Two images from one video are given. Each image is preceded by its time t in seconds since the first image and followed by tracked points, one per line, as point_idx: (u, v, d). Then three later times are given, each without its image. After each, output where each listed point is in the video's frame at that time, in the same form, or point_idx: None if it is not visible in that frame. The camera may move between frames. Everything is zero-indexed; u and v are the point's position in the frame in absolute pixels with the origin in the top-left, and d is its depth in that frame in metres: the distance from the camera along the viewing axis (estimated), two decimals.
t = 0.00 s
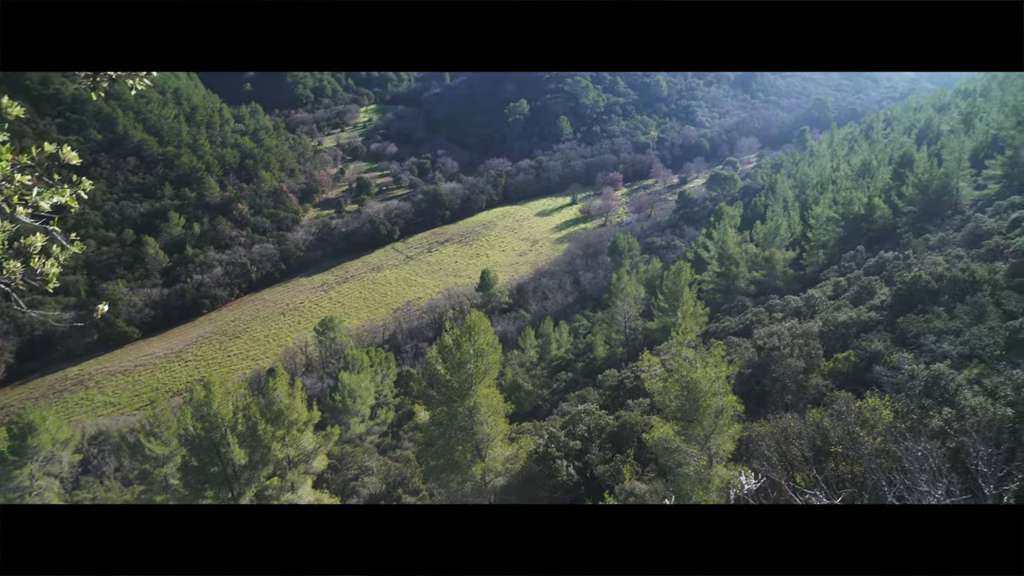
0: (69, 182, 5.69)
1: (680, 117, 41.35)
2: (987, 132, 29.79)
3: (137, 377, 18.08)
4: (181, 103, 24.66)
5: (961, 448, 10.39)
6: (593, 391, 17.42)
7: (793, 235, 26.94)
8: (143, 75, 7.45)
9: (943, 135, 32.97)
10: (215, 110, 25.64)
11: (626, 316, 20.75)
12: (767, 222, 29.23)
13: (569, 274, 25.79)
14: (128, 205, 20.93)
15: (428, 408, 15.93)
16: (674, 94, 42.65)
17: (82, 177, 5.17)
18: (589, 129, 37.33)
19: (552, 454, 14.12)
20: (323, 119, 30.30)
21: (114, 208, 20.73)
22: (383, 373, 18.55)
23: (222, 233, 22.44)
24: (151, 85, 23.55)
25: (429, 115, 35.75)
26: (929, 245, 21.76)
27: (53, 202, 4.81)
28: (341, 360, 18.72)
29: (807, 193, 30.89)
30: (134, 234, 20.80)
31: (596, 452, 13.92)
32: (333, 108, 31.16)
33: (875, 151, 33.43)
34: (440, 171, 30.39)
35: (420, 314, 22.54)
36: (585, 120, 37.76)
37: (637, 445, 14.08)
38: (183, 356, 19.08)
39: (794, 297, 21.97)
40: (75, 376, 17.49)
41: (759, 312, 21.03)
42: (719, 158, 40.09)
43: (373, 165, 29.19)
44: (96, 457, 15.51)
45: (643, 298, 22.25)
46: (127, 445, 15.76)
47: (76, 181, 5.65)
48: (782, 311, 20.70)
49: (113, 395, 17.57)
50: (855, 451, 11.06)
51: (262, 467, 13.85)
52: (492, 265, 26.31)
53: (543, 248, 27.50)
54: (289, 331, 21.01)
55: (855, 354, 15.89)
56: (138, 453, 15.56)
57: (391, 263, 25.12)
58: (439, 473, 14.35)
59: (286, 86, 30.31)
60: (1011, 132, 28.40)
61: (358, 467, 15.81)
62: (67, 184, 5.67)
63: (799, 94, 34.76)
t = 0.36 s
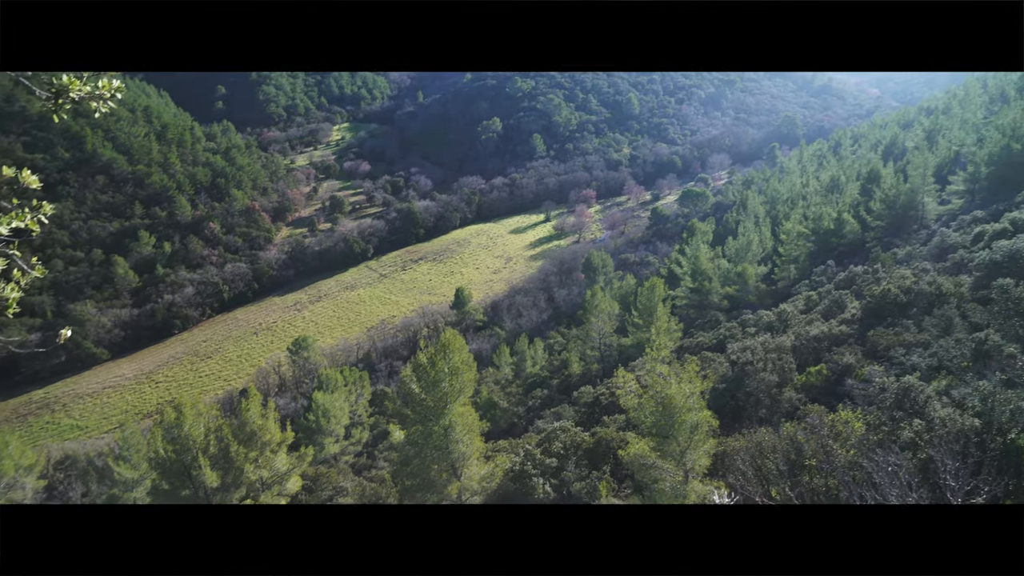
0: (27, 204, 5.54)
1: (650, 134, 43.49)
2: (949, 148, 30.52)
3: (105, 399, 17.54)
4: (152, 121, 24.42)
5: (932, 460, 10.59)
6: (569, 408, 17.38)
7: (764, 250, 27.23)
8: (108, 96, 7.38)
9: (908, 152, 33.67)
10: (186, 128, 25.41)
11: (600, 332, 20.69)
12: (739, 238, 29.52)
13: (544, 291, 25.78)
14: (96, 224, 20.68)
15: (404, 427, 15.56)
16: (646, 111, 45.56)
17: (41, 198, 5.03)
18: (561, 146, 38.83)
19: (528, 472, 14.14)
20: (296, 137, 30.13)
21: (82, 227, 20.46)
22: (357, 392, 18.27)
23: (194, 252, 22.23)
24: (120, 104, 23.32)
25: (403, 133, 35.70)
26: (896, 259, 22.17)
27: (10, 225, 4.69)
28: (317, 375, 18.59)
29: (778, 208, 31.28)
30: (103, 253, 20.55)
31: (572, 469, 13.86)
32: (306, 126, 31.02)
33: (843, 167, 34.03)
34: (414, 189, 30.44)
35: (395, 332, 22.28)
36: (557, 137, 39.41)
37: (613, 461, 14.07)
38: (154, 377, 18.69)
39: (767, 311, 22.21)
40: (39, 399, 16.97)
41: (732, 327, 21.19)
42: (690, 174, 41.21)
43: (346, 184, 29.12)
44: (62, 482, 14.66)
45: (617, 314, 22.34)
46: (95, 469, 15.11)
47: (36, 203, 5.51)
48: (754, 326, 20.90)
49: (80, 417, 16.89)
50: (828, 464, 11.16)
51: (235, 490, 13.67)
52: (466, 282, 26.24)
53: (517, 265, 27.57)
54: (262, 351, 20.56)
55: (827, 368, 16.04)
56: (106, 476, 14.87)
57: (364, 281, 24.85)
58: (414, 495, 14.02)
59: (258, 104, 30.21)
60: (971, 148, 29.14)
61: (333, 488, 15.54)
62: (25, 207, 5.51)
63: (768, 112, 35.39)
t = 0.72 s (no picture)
0: None
1: (626, 149, 43.75)
2: (918, 160, 31.10)
3: (75, 422, 17.20)
4: (124, 139, 24.22)
5: (906, 470, 10.72)
6: (548, 423, 17.32)
7: (739, 262, 27.44)
8: (71, 119, 7.39)
9: (878, 164, 34.25)
10: (158, 145, 25.21)
11: (578, 346, 20.69)
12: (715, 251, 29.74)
13: (521, 307, 25.77)
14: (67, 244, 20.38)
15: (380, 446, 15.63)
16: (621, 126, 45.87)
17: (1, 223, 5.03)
18: (537, 162, 38.78)
19: (508, 489, 13.98)
20: (270, 155, 29.88)
21: (52, 247, 20.15)
22: (335, 410, 18.07)
23: (167, 270, 21.79)
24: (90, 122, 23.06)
25: (378, 149, 35.62)
26: (869, 270, 22.46)
27: None
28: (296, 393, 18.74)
29: (752, 221, 31.57)
30: (74, 273, 20.21)
31: (551, 484, 13.82)
32: (281, 143, 30.82)
33: (815, 180, 34.50)
34: (390, 206, 30.42)
35: (372, 350, 22.07)
36: (533, 152, 39.44)
37: (593, 475, 14.02)
38: (126, 400, 18.46)
39: (742, 324, 22.38)
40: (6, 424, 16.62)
41: (708, 340, 21.27)
42: (666, 189, 41.79)
43: (322, 202, 28.88)
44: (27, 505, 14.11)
45: (595, 329, 22.37)
46: (64, 495, 14.38)
47: None
48: (731, 338, 21.02)
49: (47, 441, 16.70)
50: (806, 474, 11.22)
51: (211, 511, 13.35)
52: (443, 298, 26.15)
53: (494, 281, 27.56)
54: (237, 371, 20.31)
55: (803, 379, 16.16)
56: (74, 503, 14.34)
57: (340, 299, 24.73)
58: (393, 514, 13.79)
59: (231, 121, 30.03)
60: (939, 161, 29.74)
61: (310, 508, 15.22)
62: None
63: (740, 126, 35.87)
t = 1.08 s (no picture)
0: None
1: (600, 165, 44.19)
2: (886, 173, 31.64)
3: (44, 445, 16.98)
4: (94, 156, 23.51)
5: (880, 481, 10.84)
6: (526, 439, 17.25)
7: (714, 276, 27.64)
8: (37, 139, 7.30)
9: (849, 177, 34.85)
10: (130, 163, 24.83)
11: (555, 361, 20.65)
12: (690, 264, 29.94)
13: (497, 322, 25.72)
14: (36, 264, 20.10)
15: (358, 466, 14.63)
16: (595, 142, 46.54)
17: None
18: (512, 177, 39.11)
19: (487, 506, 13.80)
20: (243, 172, 29.57)
21: (19, 267, 19.81)
22: (310, 430, 17.88)
23: (140, 289, 21.56)
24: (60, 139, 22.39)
25: (353, 165, 35.56)
26: (841, 281, 22.69)
27: None
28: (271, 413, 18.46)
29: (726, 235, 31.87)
30: (42, 293, 19.98)
31: (531, 499, 13.73)
32: (254, 161, 30.62)
33: (787, 193, 34.91)
34: (365, 223, 30.45)
35: (348, 367, 21.85)
36: (508, 168, 39.73)
37: (572, 490, 13.97)
38: (97, 421, 18.16)
39: (718, 337, 22.55)
40: None
41: (684, 353, 21.36)
42: (639, 204, 42.32)
43: (296, 219, 28.83)
44: None
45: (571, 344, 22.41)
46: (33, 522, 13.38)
47: None
48: (706, 351, 21.14)
49: (15, 465, 16.46)
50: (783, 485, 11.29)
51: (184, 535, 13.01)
52: (420, 315, 26.04)
53: (470, 296, 27.54)
54: (211, 391, 20.08)
55: (779, 391, 16.29)
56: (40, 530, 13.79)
57: (315, 316, 24.54)
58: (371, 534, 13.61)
59: (204, 138, 29.79)
60: (906, 174, 30.27)
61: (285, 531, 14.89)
62: None
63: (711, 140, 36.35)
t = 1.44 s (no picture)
0: None
1: (575, 180, 44.60)
2: (856, 188, 32.15)
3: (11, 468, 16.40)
4: (64, 172, 23.05)
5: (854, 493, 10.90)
6: (503, 454, 17.17)
7: (689, 289, 27.85)
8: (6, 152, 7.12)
9: (819, 191, 35.46)
10: (101, 180, 24.51)
11: (531, 376, 20.62)
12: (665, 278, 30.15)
13: (474, 338, 25.62)
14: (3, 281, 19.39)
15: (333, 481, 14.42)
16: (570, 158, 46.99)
17: None
18: (487, 193, 39.59)
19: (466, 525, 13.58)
20: (216, 189, 29.31)
21: None
22: (286, 448, 17.59)
23: (110, 307, 21.23)
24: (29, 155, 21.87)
25: (328, 181, 35.52)
26: (814, 294, 22.93)
27: None
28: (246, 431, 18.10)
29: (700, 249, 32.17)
30: (9, 312, 19.38)
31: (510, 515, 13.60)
32: (228, 176, 30.39)
33: (760, 207, 35.34)
34: (340, 239, 30.45)
35: (323, 385, 21.57)
36: (483, 183, 40.23)
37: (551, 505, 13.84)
38: (66, 442, 17.56)
39: (694, 350, 22.71)
40: None
41: (660, 367, 21.46)
42: (614, 219, 42.81)
43: (270, 235, 28.72)
44: None
45: (548, 358, 22.42)
46: None
47: None
48: (682, 364, 21.26)
49: None
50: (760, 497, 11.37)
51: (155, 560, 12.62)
52: (396, 330, 25.92)
53: (446, 312, 27.50)
54: (184, 410, 19.73)
55: (754, 403, 16.41)
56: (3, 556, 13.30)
57: (290, 333, 24.31)
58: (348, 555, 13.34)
59: (178, 155, 29.39)
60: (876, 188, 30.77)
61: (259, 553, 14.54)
62: None
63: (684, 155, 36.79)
